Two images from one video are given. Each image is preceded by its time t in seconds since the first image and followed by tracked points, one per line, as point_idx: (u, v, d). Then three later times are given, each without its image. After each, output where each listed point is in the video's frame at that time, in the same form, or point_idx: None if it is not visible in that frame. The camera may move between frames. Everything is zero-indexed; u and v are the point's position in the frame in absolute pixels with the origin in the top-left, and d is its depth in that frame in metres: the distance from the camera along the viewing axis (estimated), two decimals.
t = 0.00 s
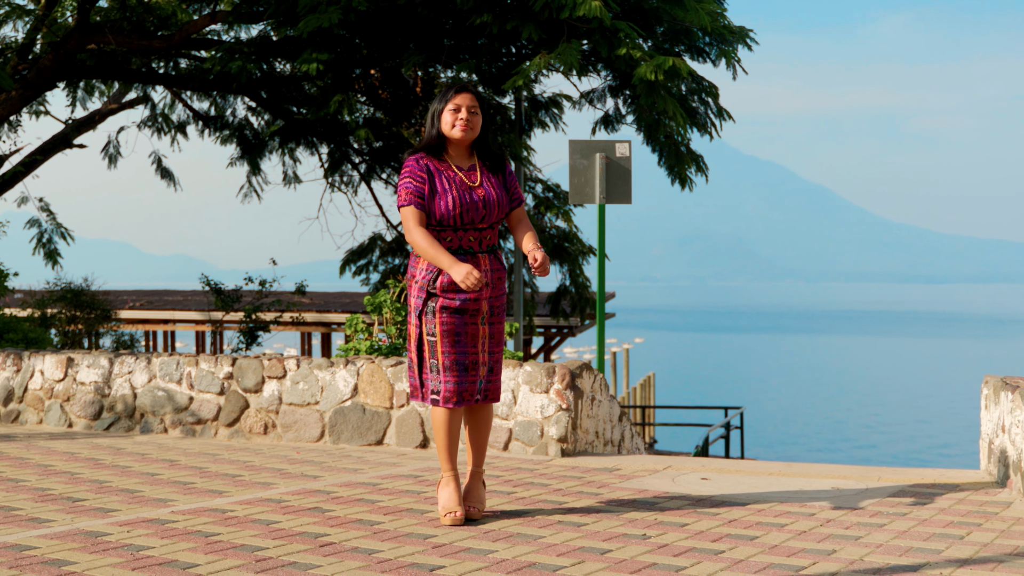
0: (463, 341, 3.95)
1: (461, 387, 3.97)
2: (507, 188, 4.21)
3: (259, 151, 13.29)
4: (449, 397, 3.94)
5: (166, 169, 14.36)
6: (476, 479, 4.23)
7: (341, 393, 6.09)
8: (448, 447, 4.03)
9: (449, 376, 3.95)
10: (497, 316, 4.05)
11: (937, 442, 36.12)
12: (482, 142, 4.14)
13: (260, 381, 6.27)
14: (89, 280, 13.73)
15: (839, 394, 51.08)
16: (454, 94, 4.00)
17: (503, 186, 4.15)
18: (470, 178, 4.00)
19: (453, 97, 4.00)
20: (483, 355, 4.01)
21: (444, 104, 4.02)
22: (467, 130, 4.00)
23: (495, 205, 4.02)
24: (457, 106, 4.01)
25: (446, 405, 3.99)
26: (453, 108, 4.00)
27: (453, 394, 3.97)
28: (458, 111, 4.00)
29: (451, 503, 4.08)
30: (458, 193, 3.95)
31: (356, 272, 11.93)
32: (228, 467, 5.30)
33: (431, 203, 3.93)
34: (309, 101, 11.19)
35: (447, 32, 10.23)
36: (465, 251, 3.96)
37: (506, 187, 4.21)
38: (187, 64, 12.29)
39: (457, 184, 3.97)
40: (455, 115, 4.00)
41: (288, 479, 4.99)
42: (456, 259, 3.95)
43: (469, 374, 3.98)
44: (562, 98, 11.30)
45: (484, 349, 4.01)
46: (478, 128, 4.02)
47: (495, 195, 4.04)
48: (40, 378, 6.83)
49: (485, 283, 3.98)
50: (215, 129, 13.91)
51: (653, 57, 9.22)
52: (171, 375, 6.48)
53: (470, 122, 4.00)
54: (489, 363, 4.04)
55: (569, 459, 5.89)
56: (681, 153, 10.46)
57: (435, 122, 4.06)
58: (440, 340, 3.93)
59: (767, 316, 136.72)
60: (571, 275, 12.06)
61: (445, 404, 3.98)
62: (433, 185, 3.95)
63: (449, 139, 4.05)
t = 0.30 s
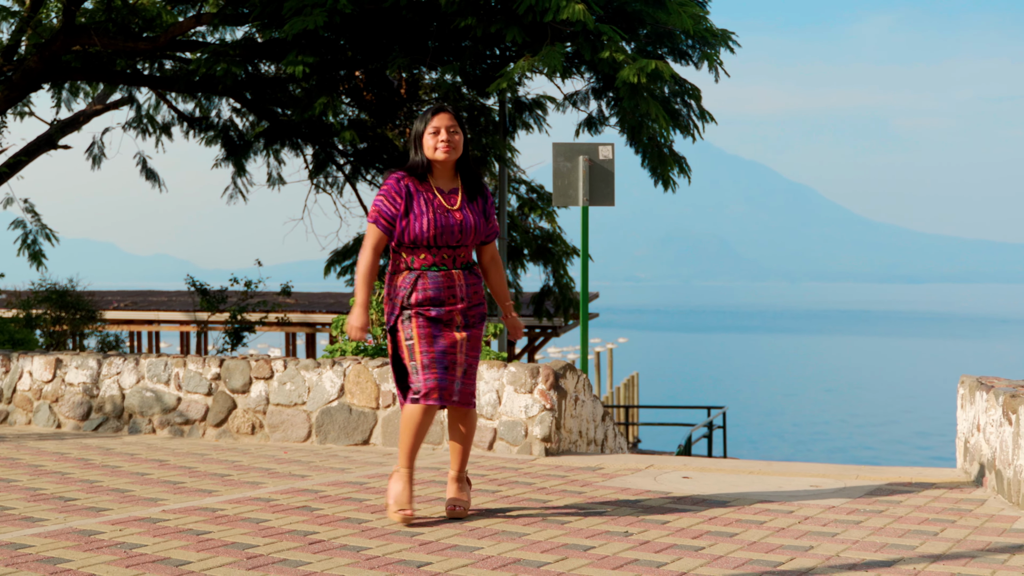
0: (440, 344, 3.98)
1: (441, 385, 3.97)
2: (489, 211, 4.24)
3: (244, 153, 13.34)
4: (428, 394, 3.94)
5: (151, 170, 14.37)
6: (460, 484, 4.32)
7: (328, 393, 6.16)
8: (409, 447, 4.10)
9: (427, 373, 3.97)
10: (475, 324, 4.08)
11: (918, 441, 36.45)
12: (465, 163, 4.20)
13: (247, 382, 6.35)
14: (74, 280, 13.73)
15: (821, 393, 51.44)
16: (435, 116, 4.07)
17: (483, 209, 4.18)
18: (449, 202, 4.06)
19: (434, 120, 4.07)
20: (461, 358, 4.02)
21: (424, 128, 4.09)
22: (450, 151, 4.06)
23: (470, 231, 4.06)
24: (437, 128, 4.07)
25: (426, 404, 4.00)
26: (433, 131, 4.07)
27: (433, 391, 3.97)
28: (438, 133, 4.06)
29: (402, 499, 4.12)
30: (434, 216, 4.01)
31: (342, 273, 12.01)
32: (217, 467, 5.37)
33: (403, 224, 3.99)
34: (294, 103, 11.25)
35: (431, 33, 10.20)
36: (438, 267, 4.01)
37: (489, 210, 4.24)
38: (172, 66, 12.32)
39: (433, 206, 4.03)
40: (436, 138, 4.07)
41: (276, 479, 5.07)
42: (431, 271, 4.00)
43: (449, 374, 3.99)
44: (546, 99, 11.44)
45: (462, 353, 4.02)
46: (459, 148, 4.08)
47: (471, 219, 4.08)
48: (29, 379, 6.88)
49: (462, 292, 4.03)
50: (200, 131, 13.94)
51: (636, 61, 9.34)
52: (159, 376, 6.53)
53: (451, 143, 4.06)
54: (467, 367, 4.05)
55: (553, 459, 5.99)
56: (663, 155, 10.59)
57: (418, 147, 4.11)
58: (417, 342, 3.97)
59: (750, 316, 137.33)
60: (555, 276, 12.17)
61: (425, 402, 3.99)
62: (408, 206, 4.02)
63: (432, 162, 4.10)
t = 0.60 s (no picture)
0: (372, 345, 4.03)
1: (362, 392, 4.05)
2: (455, 201, 4.16)
3: (232, 154, 13.38)
4: (347, 399, 4.03)
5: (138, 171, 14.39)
6: (434, 475, 4.39)
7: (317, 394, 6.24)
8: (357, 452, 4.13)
9: (352, 378, 4.05)
10: (417, 327, 4.08)
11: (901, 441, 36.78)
12: (431, 149, 4.12)
13: (238, 384, 6.41)
14: (61, 281, 13.74)
15: (805, 394, 51.78)
16: (394, 106, 4.04)
17: (446, 198, 4.10)
18: (407, 188, 4.02)
19: (393, 111, 4.04)
20: (393, 363, 4.06)
21: (384, 120, 4.06)
22: (412, 139, 4.03)
23: (426, 219, 4.02)
24: (398, 118, 4.04)
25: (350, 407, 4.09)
26: (393, 123, 4.04)
27: (355, 397, 4.06)
28: (398, 123, 4.03)
29: (360, 505, 4.12)
30: (389, 200, 4.00)
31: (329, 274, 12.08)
32: (209, 467, 5.45)
33: (359, 206, 4.06)
34: (281, 105, 11.30)
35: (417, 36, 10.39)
36: (387, 257, 4.02)
37: (455, 201, 4.16)
38: (159, 68, 12.34)
39: (389, 190, 4.02)
40: (397, 128, 4.03)
41: (268, 479, 5.15)
42: (378, 261, 4.02)
43: (374, 381, 4.07)
44: (532, 101, 11.58)
45: (396, 357, 4.05)
46: (421, 134, 4.04)
47: (428, 207, 4.03)
48: (20, 381, 6.92)
49: (405, 292, 4.04)
50: (187, 132, 13.98)
51: (622, 65, 9.46)
52: (150, 377, 6.60)
53: (412, 131, 4.02)
54: (401, 372, 4.06)
55: (541, 459, 6.09)
56: (648, 157, 10.70)
57: (380, 140, 4.08)
58: (351, 341, 4.04)
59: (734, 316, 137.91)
60: (541, 277, 12.29)
61: (348, 405, 4.09)
62: (365, 188, 4.05)
63: (396, 153, 4.06)
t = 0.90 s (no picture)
0: (343, 343, 4.11)
1: (339, 388, 4.12)
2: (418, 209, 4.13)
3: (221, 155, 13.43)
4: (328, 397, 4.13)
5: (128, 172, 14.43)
6: (374, 487, 4.18)
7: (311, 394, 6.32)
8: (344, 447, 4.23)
9: (332, 377, 4.16)
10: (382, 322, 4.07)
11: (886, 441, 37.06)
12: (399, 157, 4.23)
13: (232, 384, 6.50)
14: (50, 282, 13.75)
15: (790, 394, 52.09)
16: (365, 112, 4.17)
17: (407, 207, 4.11)
18: (367, 196, 4.12)
19: (365, 117, 4.17)
20: (362, 358, 4.07)
21: (357, 125, 4.19)
22: (382, 145, 4.14)
23: (380, 228, 4.07)
24: (369, 124, 4.16)
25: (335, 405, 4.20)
26: (365, 128, 4.16)
27: (335, 395, 4.15)
28: (369, 129, 4.16)
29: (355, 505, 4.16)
30: (347, 209, 4.12)
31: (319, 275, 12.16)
32: (204, 466, 5.53)
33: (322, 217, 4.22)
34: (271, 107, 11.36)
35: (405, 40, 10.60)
36: (350, 264, 4.13)
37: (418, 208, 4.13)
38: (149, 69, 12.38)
39: (349, 200, 4.14)
40: (367, 134, 4.16)
41: (263, 478, 5.24)
42: (343, 268, 4.14)
43: (348, 376, 4.11)
44: (520, 104, 11.66)
45: (364, 352, 4.07)
46: (391, 141, 4.15)
47: (383, 216, 4.08)
48: (16, 381, 6.98)
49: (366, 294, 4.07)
50: (177, 134, 14.02)
51: (610, 68, 9.55)
52: (145, 378, 6.67)
53: (382, 138, 4.15)
54: (369, 366, 4.05)
55: (531, 458, 6.20)
56: (636, 160, 10.81)
57: (351, 143, 4.22)
58: (328, 342, 4.16)
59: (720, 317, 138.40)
60: (529, 278, 12.38)
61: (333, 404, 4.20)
62: (330, 200, 4.21)
63: (365, 158, 4.19)
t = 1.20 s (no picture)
0: (334, 346, 4.21)
1: (330, 390, 4.21)
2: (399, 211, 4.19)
3: (214, 155, 13.50)
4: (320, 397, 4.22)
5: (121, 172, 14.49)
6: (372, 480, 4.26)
7: (306, 392, 6.41)
8: (343, 446, 4.32)
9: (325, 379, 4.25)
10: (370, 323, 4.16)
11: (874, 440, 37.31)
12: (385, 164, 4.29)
13: (229, 382, 6.58)
14: (43, 281, 13.80)
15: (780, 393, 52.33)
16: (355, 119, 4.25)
17: (388, 210, 4.17)
18: (350, 201, 4.21)
19: (354, 124, 4.24)
20: (348, 359, 4.16)
21: (347, 131, 4.27)
22: (369, 153, 4.22)
23: (361, 231, 4.16)
24: (358, 130, 4.24)
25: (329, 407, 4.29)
26: (354, 135, 4.24)
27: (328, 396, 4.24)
28: (358, 136, 4.23)
29: (353, 497, 4.28)
30: (330, 214, 4.22)
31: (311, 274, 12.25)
32: (203, 463, 5.62)
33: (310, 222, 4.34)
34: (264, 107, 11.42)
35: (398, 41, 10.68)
36: (339, 267, 4.25)
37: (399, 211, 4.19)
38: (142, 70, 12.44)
39: (333, 205, 4.25)
40: (355, 141, 4.23)
41: (261, 474, 5.34)
42: (333, 272, 4.26)
43: (337, 378, 4.19)
44: (511, 105, 11.77)
45: (351, 353, 4.16)
46: (378, 149, 4.22)
47: (363, 220, 4.16)
48: (14, 379, 7.06)
49: (355, 296, 4.18)
50: (169, 134, 14.08)
51: (601, 71, 9.67)
52: (142, 376, 6.75)
53: (370, 145, 4.22)
54: (354, 367, 4.13)
55: (523, 454, 6.31)
56: (626, 161, 10.93)
57: (339, 150, 4.30)
58: (322, 345, 4.27)
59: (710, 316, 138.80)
60: (520, 278, 12.48)
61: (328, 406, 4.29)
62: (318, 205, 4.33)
63: (353, 164, 4.27)
